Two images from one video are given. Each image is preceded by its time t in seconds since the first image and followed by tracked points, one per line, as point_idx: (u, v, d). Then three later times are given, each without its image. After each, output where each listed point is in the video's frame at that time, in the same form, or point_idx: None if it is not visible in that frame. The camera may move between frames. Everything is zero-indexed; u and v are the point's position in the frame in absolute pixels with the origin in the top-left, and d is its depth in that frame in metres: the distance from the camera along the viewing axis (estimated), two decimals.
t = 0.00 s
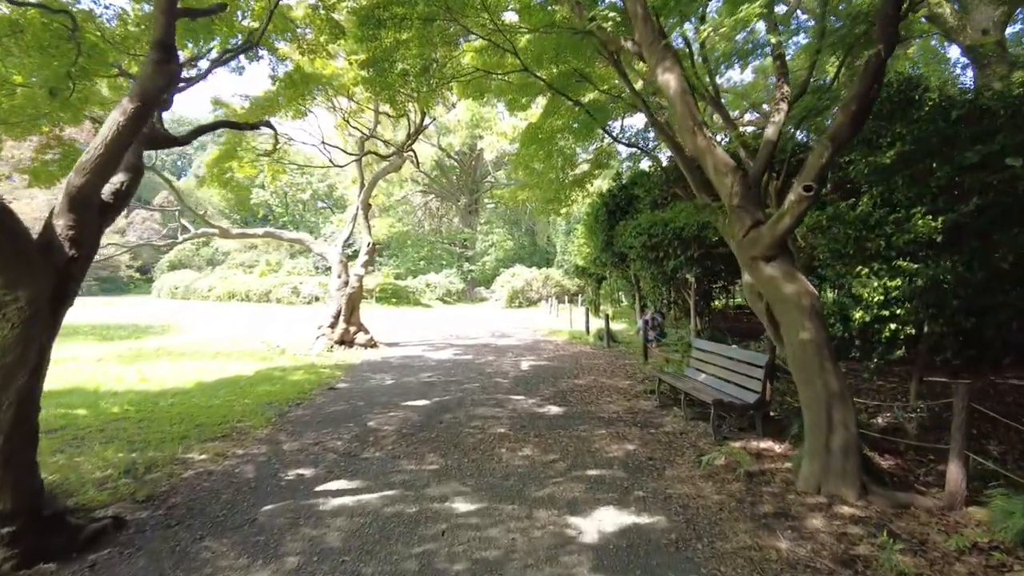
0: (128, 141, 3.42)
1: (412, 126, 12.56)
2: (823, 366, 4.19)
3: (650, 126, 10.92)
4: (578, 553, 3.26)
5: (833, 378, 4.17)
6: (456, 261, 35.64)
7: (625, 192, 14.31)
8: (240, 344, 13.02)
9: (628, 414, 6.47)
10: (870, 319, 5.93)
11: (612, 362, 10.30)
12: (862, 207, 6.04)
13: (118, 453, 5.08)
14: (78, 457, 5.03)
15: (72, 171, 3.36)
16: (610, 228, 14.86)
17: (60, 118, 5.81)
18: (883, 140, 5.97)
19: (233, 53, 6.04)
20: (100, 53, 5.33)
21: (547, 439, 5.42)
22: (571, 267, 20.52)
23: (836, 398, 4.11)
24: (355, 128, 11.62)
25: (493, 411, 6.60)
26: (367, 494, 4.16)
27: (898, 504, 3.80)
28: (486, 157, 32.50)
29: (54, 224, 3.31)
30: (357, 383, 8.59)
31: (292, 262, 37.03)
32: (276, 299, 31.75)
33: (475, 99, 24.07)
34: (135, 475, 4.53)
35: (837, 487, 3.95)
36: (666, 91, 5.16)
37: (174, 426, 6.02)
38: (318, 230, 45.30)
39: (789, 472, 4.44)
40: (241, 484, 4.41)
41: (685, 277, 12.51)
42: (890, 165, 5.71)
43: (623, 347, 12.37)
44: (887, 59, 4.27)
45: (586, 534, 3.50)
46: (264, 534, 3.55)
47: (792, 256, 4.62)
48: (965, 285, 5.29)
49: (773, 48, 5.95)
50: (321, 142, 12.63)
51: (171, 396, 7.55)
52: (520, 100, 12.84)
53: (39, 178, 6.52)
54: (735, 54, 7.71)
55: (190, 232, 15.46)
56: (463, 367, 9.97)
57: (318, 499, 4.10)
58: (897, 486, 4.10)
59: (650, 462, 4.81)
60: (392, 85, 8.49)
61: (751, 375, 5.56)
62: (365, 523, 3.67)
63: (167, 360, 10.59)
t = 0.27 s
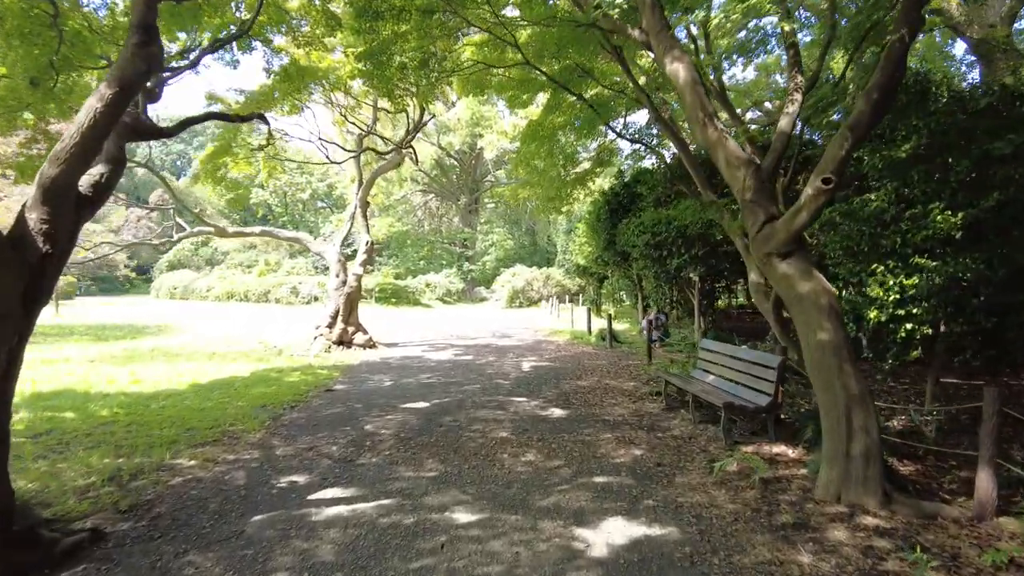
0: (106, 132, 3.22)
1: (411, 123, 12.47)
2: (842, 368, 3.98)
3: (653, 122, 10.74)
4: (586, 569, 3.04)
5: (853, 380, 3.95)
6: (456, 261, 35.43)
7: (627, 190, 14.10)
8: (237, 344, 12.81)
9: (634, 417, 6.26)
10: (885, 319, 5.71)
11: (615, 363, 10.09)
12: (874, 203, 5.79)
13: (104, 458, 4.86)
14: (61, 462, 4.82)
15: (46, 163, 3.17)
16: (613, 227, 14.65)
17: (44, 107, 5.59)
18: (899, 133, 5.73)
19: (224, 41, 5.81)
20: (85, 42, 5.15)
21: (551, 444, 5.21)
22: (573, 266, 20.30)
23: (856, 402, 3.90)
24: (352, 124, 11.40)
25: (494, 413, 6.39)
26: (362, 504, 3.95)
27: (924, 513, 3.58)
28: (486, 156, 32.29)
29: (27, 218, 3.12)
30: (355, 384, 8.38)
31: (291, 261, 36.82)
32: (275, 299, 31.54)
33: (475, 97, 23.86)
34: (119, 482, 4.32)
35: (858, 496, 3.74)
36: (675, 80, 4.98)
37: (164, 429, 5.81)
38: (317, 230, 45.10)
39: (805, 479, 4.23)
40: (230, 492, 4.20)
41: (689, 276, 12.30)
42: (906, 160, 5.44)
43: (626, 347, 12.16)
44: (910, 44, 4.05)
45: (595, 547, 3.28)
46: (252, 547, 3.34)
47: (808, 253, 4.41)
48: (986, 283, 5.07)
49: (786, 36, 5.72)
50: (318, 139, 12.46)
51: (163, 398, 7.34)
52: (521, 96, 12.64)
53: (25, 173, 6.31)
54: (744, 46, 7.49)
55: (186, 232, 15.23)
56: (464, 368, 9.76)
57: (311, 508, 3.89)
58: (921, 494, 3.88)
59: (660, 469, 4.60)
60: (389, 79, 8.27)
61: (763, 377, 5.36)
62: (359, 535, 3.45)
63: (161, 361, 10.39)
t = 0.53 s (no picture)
0: (81, 127, 3.05)
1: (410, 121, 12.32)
2: (857, 374, 3.78)
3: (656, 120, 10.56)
4: None
5: (869, 386, 3.75)
6: (456, 261, 35.25)
7: (629, 189, 13.91)
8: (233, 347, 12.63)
9: (637, 422, 6.07)
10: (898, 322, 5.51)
11: (617, 365, 9.90)
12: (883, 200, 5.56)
13: (87, 466, 4.68)
14: (42, 471, 4.63)
15: (15, 157, 2.95)
16: (614, 227, 14.46)
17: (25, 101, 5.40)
18: (909, 130, 5.51)
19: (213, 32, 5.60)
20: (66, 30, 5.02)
21: (552, 451, 5.02)
22: (573, 267, 20.10)
23: (873, 409, 3.70)
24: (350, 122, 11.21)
25: (493, 419, 6.20)
26: (354, 516, 3.77)
27: (946, 528, 3.39)
28: (486, 157, 32.12)
29: None
30: (351, 388, 8.19)
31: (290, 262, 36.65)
32: (274, 300, 31.37)
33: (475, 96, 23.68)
34: (100, 492, 4.13)
35: (876, 508, 3.55)
36: (681, 74, 4.82)
37: (152, 435, 5.62)
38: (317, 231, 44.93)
39: (819, 490, 4.03)
40: (216, 504, 4.01)
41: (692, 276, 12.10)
42: (917, 158, 5.24)
43: (628, 349, 11.97)
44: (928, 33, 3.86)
45: (599, 565, 3.09)
46: (236, 565, 3.15)
47: (820, 253, 4.22)
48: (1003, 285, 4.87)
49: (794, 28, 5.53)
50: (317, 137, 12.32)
51: (153, 402, 7.15)
52: (521, 95, 12.47)
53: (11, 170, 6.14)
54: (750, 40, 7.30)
55: (181, 231, 15.01)
56: (463, 370, 9.57)
57: (300, 521, 3.70)
58: (941, 507, 3.69)
59: (666, 479, 4.40)
60: (386, 76, 8.09)
61: (772, 382, 5.17)
62: (350, 551, 3.26)
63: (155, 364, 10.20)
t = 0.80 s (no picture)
0: (49, 116, 2.85)
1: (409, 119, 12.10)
2: (882, 382, 3.55)
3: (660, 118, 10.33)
4: None
5: (895, 396, 3.52)
6: (457, 261, 35.02)
7: (632, 188, 13.68)
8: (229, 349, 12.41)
9: (644, 430, 5.84)
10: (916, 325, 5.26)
11: (620, 369, 9.67)
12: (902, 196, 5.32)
13: (68, 478, 4.45)
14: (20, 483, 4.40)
15: None
16: (617, 227, 14.24)
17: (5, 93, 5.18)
18: (928, 125, 5.26)
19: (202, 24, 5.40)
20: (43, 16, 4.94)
21: (556, 462, 4.80)
22: (575, 267, 19.87)
23: (900, 420, 3.47)
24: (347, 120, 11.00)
25: (494, 426, 5.97)
26: (347, 533, 3.54)
27: (981, 549, 3.17)
28: (487, 156, 31.91)
29: None
30: (348, 392, 7.97)
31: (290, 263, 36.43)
32: (273, 301, 31.15)
33: (475, 95, 23.46)
34: (79, 507, 3.90)
35: (904, 527, 3.32)
36: (692, 66, 4.61)
37: (139, 444, 5.40)
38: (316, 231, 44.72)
39: (840, 506, 3.80)
40: (202, 520, 3.78)
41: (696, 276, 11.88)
42: (939, 153, 4.98)
43: (631, 352, 11.75)
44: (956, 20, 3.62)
45: None
46: None
47: (840, 253, 3.99)
48: None
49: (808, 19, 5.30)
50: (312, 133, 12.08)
51: (143, 408, 6.92)
52: (522, 93, 12.24)
53: None
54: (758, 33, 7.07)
55: (177, 232, 14.78)
56: (463, 374, 9.34)
57: (290, 540, 3.48)
58: (972, 525, 3.47)
59: (677, 493, 4.18)
60: (383, 71, 7.86)
61: (786, 389, 4.94)
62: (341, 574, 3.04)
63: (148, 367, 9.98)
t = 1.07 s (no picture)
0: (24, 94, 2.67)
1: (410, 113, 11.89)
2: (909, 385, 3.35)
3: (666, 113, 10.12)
4: None
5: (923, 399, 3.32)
6: (458, 261, 34.85)
7: (636, 185, 13.47)
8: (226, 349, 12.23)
9: (652, 433, 5.65)
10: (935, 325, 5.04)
11: (624, 369, 9.47)
12: (921, 191, 5.09)
13: (50, 483, 4.25)
14: None
15: None
16: (620, 224, 14.04)
17: None
18: (948, 115, 5.03)
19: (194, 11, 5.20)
20: None
21: (562, 467, 4.60)
22: (577, 267, 19.67)
23: (928, 425, 3.27)
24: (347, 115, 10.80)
25: (496, 428, 5.78)
26: (342, 544, 3.35)
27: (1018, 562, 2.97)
28: (487, 155, 31.70)
29: None
30: (346, 393, 7.77)
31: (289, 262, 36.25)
32: (272, 300, 30.96)
33: (476, 92, 23.16)
34: (60, 513, 3.71)
35: (936, 539, 3.13)
36: (704, 53, 4.44)
37: (127, 446, 5.20)
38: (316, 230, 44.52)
39: (863, 516, 3.59)
40: (189, 529, 3.58)
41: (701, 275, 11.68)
42: (959, 146, 4.74)
43: (635, 351, 11.55)
44: None
45: None
46: None
47: (861, 248, 3.79)
48: None
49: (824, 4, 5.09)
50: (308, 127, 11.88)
51: (134, 409, 6.72)
52: (524, 88, 12.04)
53: None
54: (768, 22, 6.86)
55: (173, 229, 14.57)
56: (464, 374, 9.14)
57: (281, 551, 3.28)
58: (1005, 535, 3.27)
59: (690, 500, 3.98)
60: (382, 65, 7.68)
61: (801, 391, 4.74)
62: None
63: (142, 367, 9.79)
